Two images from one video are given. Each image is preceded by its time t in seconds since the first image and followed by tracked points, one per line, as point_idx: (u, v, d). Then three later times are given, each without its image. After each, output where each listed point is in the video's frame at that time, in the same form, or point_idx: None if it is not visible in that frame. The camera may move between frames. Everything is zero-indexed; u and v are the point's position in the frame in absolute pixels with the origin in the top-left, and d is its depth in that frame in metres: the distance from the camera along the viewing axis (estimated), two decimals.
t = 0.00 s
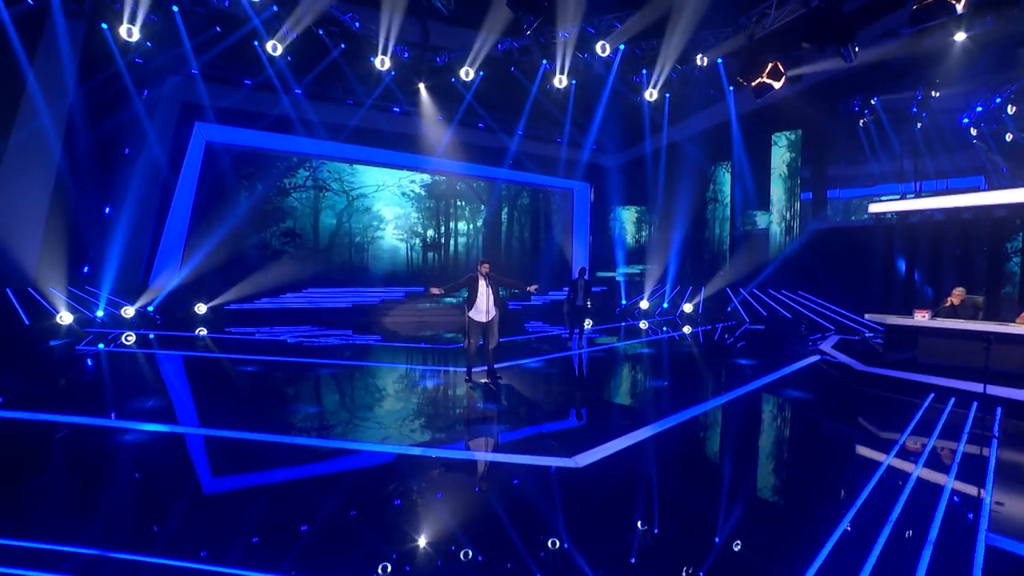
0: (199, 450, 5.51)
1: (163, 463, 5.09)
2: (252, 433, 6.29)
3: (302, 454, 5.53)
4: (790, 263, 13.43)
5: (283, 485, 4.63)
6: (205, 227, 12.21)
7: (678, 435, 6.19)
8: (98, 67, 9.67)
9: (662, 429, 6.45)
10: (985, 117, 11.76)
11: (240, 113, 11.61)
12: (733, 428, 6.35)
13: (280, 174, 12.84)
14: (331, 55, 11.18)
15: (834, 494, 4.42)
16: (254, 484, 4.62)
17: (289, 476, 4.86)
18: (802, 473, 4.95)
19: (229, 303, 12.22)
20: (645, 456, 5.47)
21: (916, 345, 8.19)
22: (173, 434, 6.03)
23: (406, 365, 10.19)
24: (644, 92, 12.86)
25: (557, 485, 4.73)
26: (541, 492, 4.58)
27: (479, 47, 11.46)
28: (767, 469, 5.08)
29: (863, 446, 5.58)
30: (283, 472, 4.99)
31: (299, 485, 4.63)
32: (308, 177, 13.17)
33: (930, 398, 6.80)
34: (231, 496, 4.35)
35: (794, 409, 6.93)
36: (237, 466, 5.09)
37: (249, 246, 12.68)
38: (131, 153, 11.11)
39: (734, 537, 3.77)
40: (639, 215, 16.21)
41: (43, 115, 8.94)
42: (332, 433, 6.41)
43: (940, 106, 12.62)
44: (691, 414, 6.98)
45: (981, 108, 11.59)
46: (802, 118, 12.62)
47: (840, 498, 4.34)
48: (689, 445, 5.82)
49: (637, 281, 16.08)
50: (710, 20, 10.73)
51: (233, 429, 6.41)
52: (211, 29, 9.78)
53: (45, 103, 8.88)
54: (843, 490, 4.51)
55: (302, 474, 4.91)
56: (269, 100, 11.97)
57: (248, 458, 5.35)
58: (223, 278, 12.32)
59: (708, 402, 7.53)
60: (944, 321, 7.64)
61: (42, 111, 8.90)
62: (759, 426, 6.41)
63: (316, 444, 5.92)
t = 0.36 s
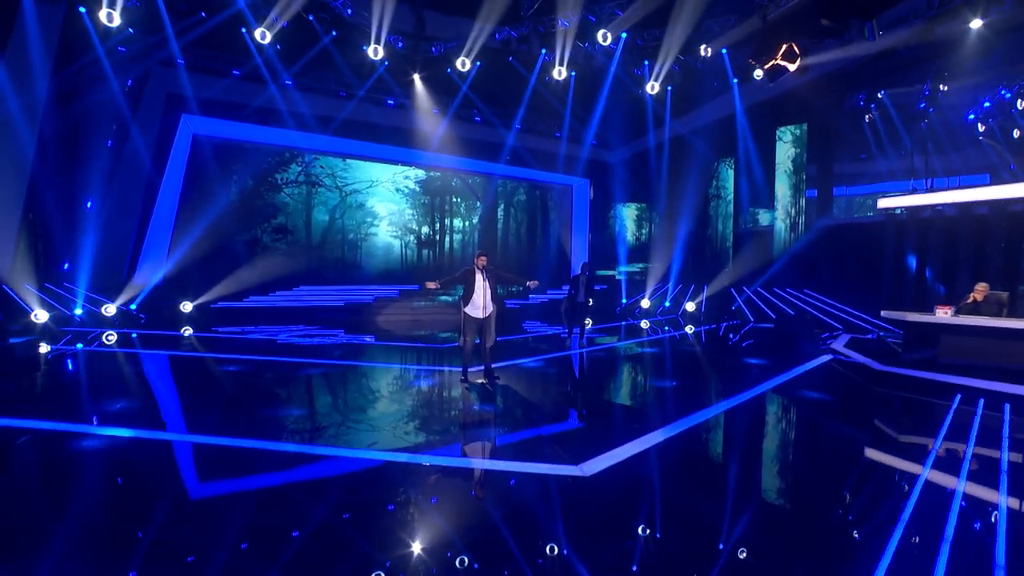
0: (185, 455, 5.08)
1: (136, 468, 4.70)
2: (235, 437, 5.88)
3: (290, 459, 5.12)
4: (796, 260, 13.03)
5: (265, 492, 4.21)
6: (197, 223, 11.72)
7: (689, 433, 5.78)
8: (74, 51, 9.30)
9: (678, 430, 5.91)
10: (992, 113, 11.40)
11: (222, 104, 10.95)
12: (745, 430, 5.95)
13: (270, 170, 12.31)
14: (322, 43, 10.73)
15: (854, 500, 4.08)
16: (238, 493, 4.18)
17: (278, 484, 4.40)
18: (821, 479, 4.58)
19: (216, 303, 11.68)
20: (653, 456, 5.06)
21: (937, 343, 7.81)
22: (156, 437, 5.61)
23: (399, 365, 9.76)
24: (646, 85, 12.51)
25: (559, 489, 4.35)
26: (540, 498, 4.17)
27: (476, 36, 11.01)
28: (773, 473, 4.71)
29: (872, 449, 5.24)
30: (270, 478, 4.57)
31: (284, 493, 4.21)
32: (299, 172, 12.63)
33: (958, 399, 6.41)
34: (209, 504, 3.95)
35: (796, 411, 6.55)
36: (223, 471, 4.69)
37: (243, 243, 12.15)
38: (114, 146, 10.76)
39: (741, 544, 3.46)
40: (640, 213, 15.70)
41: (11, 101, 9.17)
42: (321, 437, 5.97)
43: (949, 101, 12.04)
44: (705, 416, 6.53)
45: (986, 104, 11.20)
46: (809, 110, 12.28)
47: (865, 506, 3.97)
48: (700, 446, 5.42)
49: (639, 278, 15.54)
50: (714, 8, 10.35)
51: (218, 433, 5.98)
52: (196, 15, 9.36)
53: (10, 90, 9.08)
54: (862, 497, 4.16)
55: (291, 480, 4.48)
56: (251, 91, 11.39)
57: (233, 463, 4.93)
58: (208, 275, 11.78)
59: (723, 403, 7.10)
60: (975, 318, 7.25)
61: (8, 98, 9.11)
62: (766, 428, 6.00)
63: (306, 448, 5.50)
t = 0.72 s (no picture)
0: (174, 459, 4.65)
1: (114, 472, 4.29)
2: (224, 442, 5.45)
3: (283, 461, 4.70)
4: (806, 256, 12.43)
5: (253, 497, 3.81)
6: (188, 217, 11.32)
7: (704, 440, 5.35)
8: (50, 40, 8.71)
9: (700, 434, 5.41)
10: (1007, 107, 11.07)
11: (207, 96, 10.41)
12: (765, 434, 5.55)
13: (263, 166, 11.85)
14: (314, 30, 10.28)
15: (891, 508, 3.72)
16: (220, 497, 3.80)
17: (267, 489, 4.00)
18: (847, 482, 4.24)
19: (203, 301, 11.30)
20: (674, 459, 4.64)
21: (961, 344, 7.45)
22: (141, 443, 5.16)
23: (394, 367, 9.32)
24: (649, 78, 12.14)
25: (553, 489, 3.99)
26: (536, 504, 3.73)
27: (473, 27, 10.63)
28: (778, 477, 4.38)
29: (882, 453, 4.90)
30: (259, 482, 4.16)
31: (273, 497, 3.81)
32: (292, 168, 12.17)
33: (993, 403, 6.02)
34: (191, 509, 3.57)
35: (802, 414, 6.19)
36: (211, 475, 4.27)
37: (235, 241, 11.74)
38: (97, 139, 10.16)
39: (747, 552, 3.16)
40: (642, 210, 15.53)
41: None
42: (313, 443, 5.53)
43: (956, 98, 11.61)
44: (724, 420, 6.10)
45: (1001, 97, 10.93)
46: (818, 104, 11.91)
47: (906, 513, 3.61)
48: (719, 450, 5.02)
49: (643, 275, 15.26)
50: None
51: (206, 438, 5.55)
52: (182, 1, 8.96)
53: None
54: (897, 505, 3.78)
55: (280, 484, 4.10)
56: (235, 83, 10.69)
57: (219, 466, 4.50)
58: (195, 272, 11.32)
59: (742, 407, 6.66)
60: (1005, 318, 6.80)
61: None
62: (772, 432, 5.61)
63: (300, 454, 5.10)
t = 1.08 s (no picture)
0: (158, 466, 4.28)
1: (88, 480, 3.91)
2: (211, 447, 5.07)
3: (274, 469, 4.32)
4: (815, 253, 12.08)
5: (242, 503, 3.48)
6: (178, 210, 11.04)
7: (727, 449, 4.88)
8: (30, 26, 8.16)
9: (727, 445, 4.92)
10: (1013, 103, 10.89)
11: (193, 88, 9.88)
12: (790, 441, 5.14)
13: (254, 162, 11.47)
14: (307, 19, 9.87)
15: (933, 520, 3.36)
16: (205, 502, 3.50)
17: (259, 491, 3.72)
18: (885, 490, 3.85)
19: (192, 302, 10.85)
20: (702, 475, 4.19)
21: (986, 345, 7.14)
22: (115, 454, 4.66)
23: (390, 372, 8.88)
24: (653, 73, 11.76)
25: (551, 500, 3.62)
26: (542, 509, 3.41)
27: (473, 18, 10.06)
28: (783, 480, 4.08)
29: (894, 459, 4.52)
30: (248, 488, 3.82)
31: (260, 502, 3.48)
32: (284, 164, 11.79)
33: None
34: (170, 518, 3.24)
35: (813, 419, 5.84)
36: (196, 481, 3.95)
37: (223, 239, 11.41)
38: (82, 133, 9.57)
39: (755, 559, 2.89)
40: (645, 209, 15.01)
41: None
42: (306, 449, 5.10)
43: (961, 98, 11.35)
44: (751, 427, 5.63)
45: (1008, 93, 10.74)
46: (826, 100, 11.55)
47: (947, 525, 3.29)
48: (743, 457, 4.63)
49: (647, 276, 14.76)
50: None
51: (192, 443, 5.16)
52: None
53: None
54: (919, 511, 3.49)
55: (266, 485, 3.84)
56: (222, 74, 10.16)
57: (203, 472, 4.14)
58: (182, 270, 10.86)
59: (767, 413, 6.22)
60: None
61: None
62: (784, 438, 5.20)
63: (300, 463, 4.61)
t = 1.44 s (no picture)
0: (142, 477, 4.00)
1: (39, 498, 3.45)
2: (194, 453, 4.71)
3: (260, 481, 3.98)
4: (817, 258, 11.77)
5: (222, 521, 3.15)
6: (159, 204, 10.63)
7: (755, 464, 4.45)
8: None
9: (755, 461, 4.49)
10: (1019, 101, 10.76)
11: (173, 77, 9.37)
12: (816, 449, 4.76)
13: (238, 156, 11.12)
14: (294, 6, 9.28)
15: (946, 526, 3.23)
16: (189, 514, 3.25)
17: (251, 502, 3.47)
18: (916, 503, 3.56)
19: (174, 303, 10.24)
20: (729, 495, 3.80)
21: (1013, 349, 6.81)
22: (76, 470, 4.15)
23: (383, 376, 8.39)
24: (654, 66, 11.39)
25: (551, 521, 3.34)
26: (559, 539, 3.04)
27: (468, 7, 9.43)
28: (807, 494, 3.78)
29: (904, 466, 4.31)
30: (236, 499, 3.57)
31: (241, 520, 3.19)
32: (271, 158, 11.37)
33: None
34: (151, 531, 3.00)
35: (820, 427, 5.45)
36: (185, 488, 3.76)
37: (206, 236, 10.98)
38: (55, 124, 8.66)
39: (760, 569, 2.78)
40: (645, 207, 14.87)
41: None
42: (295, 456, 4.73)
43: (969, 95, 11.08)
44: (778, 437, 5.22)
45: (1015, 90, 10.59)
46: (834, 95, 11.09)
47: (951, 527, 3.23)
48: (775, 473, 4.20)
49: (649, 275, 14.41)
50: None
51: (173, 451, 4.78)
52: None
53: None
54: (923, 515, 3.39)
55: (246, 496, 3.56)
56: (199, 64, 9.58)
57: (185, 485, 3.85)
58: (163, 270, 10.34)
59: (794, 420, 5.80)
60: None
61: None
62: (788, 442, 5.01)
63: (284, 472, 4.24)
